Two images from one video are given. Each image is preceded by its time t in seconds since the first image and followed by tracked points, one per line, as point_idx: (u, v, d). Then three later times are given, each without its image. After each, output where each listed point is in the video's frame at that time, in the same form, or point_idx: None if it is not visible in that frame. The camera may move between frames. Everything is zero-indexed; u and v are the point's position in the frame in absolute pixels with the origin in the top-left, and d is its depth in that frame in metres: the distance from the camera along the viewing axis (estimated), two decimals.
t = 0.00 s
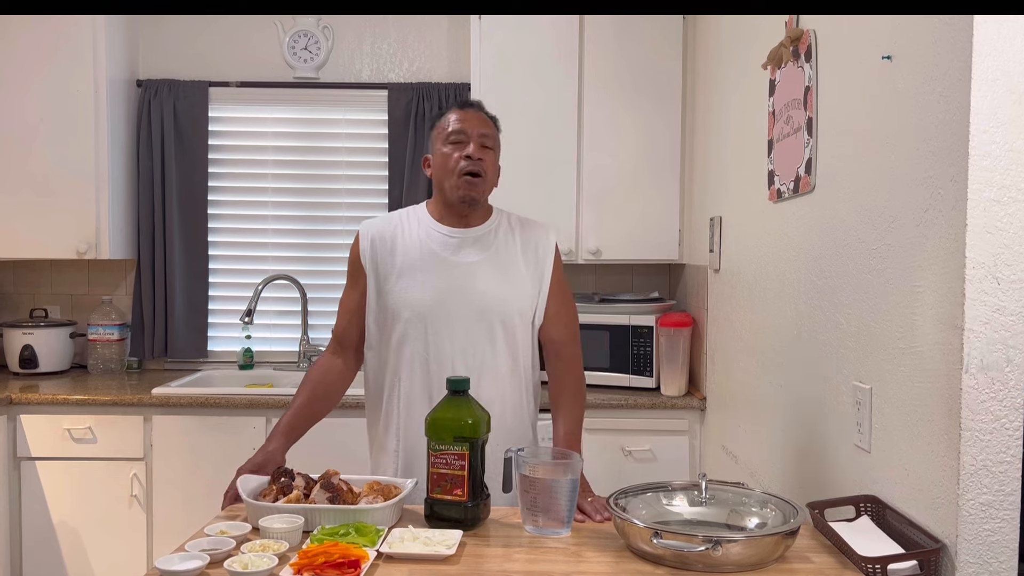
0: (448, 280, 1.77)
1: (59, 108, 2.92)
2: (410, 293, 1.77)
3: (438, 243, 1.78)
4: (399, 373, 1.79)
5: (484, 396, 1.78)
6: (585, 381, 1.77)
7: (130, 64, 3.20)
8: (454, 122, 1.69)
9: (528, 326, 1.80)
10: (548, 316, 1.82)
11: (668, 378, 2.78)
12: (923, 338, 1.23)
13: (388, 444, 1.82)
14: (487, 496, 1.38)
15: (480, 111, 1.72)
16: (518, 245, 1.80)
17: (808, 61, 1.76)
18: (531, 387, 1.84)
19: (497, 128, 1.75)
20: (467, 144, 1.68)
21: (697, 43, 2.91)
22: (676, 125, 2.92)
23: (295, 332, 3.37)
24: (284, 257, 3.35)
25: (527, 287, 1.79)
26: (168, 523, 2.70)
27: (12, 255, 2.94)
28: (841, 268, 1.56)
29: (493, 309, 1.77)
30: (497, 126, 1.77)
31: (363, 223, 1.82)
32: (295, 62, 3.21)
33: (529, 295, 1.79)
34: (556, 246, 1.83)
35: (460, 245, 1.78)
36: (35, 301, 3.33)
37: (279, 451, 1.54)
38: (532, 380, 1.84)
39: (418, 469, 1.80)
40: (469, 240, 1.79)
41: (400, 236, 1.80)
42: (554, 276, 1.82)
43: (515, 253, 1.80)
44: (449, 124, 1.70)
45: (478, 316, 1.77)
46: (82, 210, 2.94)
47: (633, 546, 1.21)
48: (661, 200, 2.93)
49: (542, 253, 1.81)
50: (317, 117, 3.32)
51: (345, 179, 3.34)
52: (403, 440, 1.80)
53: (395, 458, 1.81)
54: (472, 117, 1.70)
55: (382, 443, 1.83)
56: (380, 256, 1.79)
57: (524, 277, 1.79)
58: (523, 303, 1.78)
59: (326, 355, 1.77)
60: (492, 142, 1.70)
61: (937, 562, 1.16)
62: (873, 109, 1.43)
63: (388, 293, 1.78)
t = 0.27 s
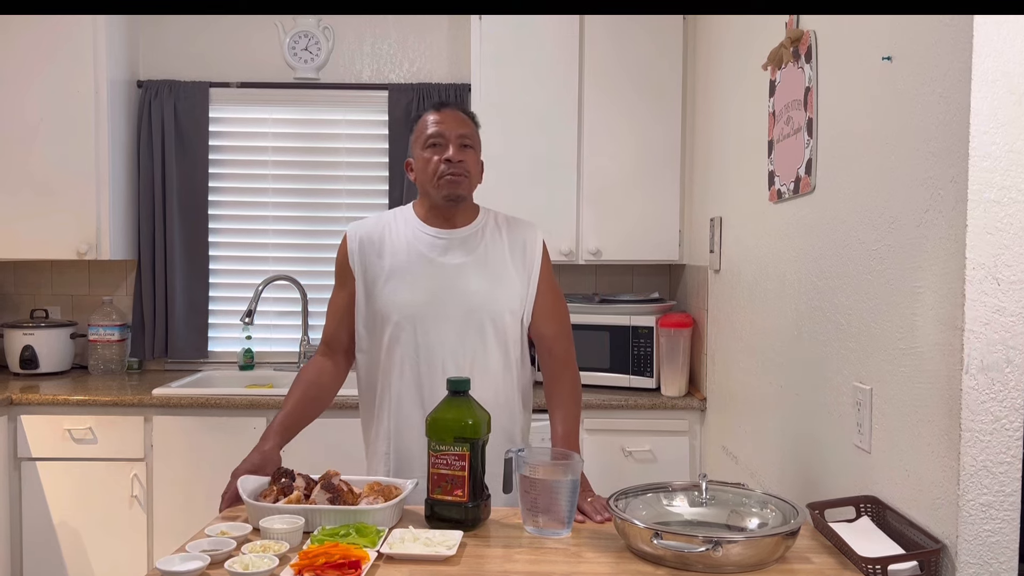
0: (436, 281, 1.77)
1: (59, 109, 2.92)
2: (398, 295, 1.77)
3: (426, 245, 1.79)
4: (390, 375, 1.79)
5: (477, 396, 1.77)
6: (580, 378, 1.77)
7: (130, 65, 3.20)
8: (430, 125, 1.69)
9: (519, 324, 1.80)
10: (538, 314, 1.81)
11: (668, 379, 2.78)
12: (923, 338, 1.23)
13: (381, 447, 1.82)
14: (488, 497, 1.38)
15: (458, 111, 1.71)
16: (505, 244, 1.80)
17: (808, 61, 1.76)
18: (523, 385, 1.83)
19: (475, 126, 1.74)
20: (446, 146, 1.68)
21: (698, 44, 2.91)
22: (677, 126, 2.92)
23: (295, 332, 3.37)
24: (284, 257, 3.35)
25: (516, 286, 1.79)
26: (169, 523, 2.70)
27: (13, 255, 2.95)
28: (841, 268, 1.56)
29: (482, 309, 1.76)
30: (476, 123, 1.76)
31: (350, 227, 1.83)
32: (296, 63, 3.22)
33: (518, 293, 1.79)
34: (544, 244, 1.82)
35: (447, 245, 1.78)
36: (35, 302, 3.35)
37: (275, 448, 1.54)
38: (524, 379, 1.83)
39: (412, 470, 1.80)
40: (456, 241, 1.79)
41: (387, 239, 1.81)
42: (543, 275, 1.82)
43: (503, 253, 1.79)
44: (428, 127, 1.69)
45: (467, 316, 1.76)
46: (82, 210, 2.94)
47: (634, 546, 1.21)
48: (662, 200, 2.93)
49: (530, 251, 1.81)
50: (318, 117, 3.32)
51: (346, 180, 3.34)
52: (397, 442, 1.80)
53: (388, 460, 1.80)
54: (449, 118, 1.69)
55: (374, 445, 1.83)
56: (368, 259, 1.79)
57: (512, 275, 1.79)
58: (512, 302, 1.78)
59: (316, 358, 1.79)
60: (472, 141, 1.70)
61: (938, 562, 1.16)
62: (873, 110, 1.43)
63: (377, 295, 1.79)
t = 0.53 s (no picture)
0: (432, 283, 1.77)
1: (60, 109, 2.92)
2: (394, 298, 1.77)
3: (421, 247, 1.79)
4: (388, 377, 1.79)
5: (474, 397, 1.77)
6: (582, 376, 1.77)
7: (131, 65, 3.20)
8: (416, 129, 1.68)
9: (516, 324, 1.80)
10: (537, 314, 1.81)
11: (669, 379, 2.78)
12: (923, 339, 1.23)
13: (381, 448, 1.82)
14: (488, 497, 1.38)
15: (444, 112, 1.71)
16: (501, 244, 1.80)
17: (808, 62, 1.76)
18: (522, 385, 1.83)
19: (463, 125, 1.73)
20: (432, 149, 1.68)
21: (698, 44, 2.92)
22: (677, 126, 2.92)
23: (295, 333, 3.37)
24: (284, 258, 3.35)
25: (513, 286, 1.79)
26: (169, 523, 2.70)
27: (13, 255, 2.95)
28: (841, 269, 1.56)
29: (478, 309, 1.76)
30: (464, 123, 1.75)
31: (347, 231, 1.84)
32: (296, 63, 3.22)
33: (515, 293, 1.78)
34: (541, 243, 1.82)
35: (443, 247, 1.79)
36: (35, 303, 3.34)
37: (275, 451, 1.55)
38: (523, 378, 1.83)
39: (412, 470, 1.80)
40: (451, 242, 1.79)
41: (383, 242, 1.81)
42: (541, 275, 1.81)
43: (499, 252, 1.79)
44: (414, 130, 1.69)
45: (463, 317, 1.76)
46: (82, 210, 2.94)
47: (633, 546, 1.21)
48: (662, 200, 2.93)
49: (527, 250, 1.80)
50: (318, 118, 3.32)
51: (346, 180, 3.34)
52: (395, 444, 1.80)
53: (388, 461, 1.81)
54: (434, 120, 1.68)
55: (374, 446, 1.83)
56: (365, 262, 1.80)
57: (509, 275, 1.79)
58: (509, 302, 1.78)
59: (320, 364, 1.82)
60: (458, 142, 1.69)
61: (937, 563, 1.16)
62: (873, 110, 1.43)
63: (374, 298, 1.79)
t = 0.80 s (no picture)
0: (431, 283, 1.77)
1: (60, 109, 2.92)
2: (394, 298, 1.77)
3: (420, 247, 1.79)
4: (390, 378, 1.79)
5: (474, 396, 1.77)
6: (583, 375, 1.78)
7: (131, 66, 3.20)
8: (414, 129, 1.68)
9: (516, 322, 1.79)
10: (537, 313, 1.81)
11: (669, 379, 2.78)
12: (922, 338, 1.23)
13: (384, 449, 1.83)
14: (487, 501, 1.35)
15: (442, 111, 1.70)
16: (500, 242, 1.80)
17: (807, 62, 1.76)
18: (522, 384, 1.82)
19: (461, 125, 1.73)
20: (429, 150, 1.67)
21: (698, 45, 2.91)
22: (677, 126, 2.92)
23: (295, 333, 3.37)
24: (285, 258, 3.35)
25: (512, 284, 1.78)
26: (169, 523, 2.70)
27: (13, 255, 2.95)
28: (840, 269, 1.56)
29: (477, 308, 1.76)
30: (462, 121, 1.75)
31: (347, 233, 1.85)
32: (296, 63, 3.22)
33: (514, 291, 1.78)
34: (540, 241, 1.82)
35: (442, 246, 1.79)
36: (35, 303, 3.33)
37: (280, 451, 1.56)
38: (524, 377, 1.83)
39: (413, 470, 1.79)
40: (451, 242, 1.79)
41: (382, 243, 1.82)
42: (541, 273, 1.80)
43: (497, 251, 1.79)
44: (412, 130, 1.68)
45: (462, 316, 1.76)
46: (82, 211, 2.94)
47: (633, 546, 1.21)
48: (662, 200, 2.93)
49: (526, 248, 1.80)
50: (318, 118, 3.32)
51: (346, 180, 3.34)
52: (396, 445, 1.80)
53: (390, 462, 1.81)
54: (432, 121, 1.68)
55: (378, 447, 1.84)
56: (364, 264, 1.81)
57: (508, 274, 1.78)
58: (508, 300, 1.77)
59: (325, 366, 1.83)
60: (455, 143, 1.69)
61: (937, 562, 1.16)
62: (873, 110, 1.43)
63: (374, 299, 1.79)
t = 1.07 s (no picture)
0: (438, 283, 1.77)
1: (61, 109, 2.92)
2: (401, 299, 1.77)
3: (426, 247, 1.79)
4: (396, 378, 1.79)
5: (481, 396, 1.77)
6: (585, 374, 1.78)
7: (132, 66, 3.20)
8: (419, 130, 1.67)
9: (523, 322, 1.80)
10: (542, 312, 1.81)
11: (669, 379, 2.78)
12: (924, 338, 1.23)
13: (390, 449, 1.82)
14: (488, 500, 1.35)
15: (447, 111, 1.69)
16: (506, 241, 1.80)
17: (808, 61, 1.76)
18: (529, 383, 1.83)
19: (466, 124, 1.72)
20: (436, 151, 1.67)
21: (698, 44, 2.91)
22: (678, 126, 2.91)
23: (296, 332, 3.37)
24: (285, 258, 3.35)
25: (518, 284, 1.79)
26: (170, 522, 2.70)
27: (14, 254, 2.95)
28: (841, 268, 1.56)
29: (485, 308, 1.76)
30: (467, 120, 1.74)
31: (352, 233, 1.84)
32: (297, 62, 3.22)
33: (520, 291, 1.78)
34: (546, 240, 1.82)
35: (448, 246, 1.79)
36: (36, 302, 3.34)
37: (280, 451, 1.56)
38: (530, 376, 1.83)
39: (420, 471, 1.79)
40: (457, 241, 1.79)
41: (388, 243, 1.81)
42: (546, 273, 1.81)
43: (503, 250, 1.79)
44: (418, 131, 1.67)
45: (470, 316, 1.76)
46: (83, 210, 2.94)
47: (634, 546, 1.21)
48: (663, 200, 2.93)
49: (531, 247, 1.81)
50: (319, 118, 3.32)
51: (347, 180, 3.34)
52: (403, 445, 1.80)
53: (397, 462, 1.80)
54: (438, 121, 1.67)
55: (385, 449, 1.83)
56: (370, 264, 1.80)
57: (514, 273, 1.79)
58: (515, 300, 1.78)
59: (328, 366, 1.83)
60: (461, 143, 1.68)
61: (938, 562, 1.16)
62: (873, 109, 1.42)
63: (380, 299, 1.79)
